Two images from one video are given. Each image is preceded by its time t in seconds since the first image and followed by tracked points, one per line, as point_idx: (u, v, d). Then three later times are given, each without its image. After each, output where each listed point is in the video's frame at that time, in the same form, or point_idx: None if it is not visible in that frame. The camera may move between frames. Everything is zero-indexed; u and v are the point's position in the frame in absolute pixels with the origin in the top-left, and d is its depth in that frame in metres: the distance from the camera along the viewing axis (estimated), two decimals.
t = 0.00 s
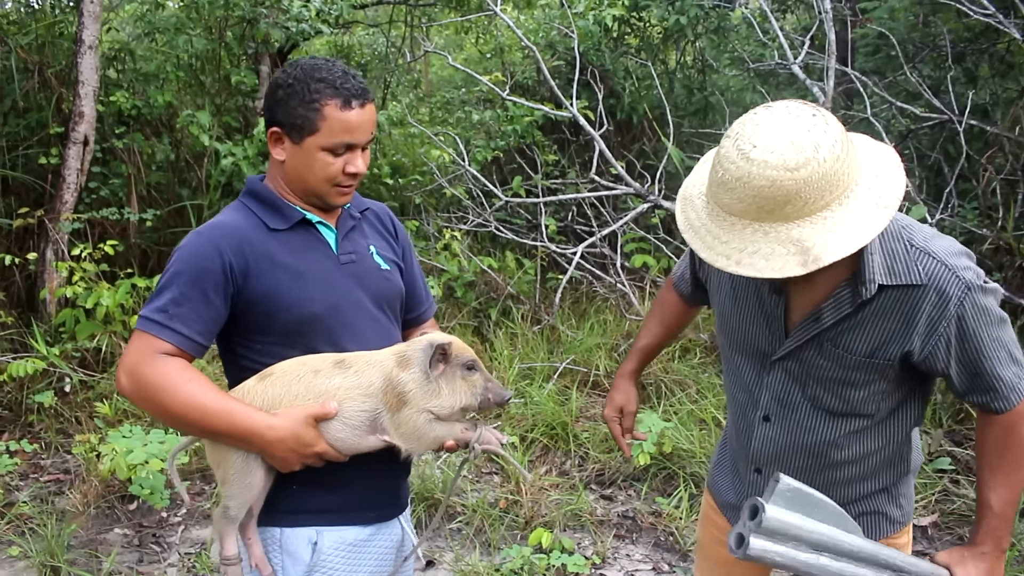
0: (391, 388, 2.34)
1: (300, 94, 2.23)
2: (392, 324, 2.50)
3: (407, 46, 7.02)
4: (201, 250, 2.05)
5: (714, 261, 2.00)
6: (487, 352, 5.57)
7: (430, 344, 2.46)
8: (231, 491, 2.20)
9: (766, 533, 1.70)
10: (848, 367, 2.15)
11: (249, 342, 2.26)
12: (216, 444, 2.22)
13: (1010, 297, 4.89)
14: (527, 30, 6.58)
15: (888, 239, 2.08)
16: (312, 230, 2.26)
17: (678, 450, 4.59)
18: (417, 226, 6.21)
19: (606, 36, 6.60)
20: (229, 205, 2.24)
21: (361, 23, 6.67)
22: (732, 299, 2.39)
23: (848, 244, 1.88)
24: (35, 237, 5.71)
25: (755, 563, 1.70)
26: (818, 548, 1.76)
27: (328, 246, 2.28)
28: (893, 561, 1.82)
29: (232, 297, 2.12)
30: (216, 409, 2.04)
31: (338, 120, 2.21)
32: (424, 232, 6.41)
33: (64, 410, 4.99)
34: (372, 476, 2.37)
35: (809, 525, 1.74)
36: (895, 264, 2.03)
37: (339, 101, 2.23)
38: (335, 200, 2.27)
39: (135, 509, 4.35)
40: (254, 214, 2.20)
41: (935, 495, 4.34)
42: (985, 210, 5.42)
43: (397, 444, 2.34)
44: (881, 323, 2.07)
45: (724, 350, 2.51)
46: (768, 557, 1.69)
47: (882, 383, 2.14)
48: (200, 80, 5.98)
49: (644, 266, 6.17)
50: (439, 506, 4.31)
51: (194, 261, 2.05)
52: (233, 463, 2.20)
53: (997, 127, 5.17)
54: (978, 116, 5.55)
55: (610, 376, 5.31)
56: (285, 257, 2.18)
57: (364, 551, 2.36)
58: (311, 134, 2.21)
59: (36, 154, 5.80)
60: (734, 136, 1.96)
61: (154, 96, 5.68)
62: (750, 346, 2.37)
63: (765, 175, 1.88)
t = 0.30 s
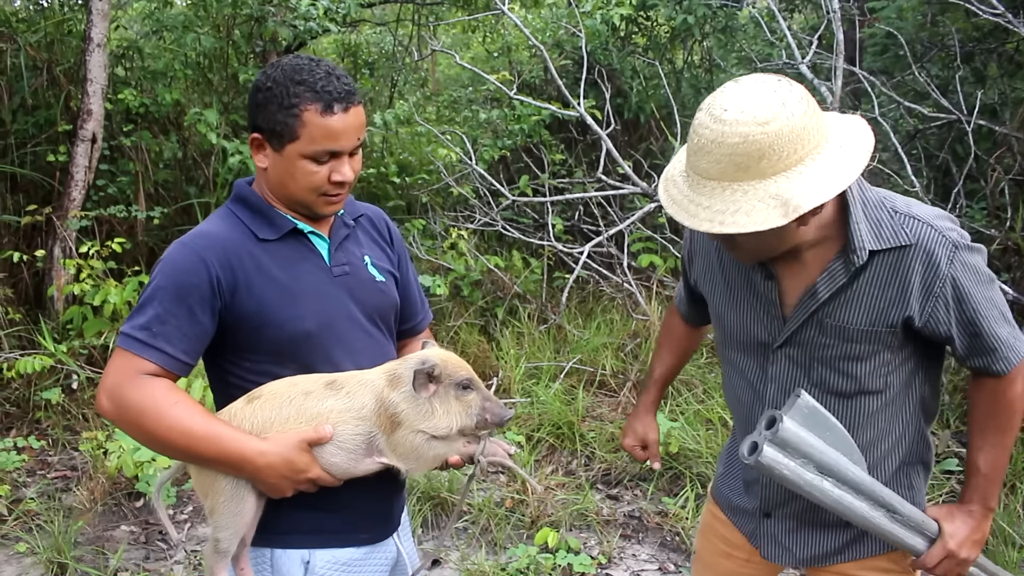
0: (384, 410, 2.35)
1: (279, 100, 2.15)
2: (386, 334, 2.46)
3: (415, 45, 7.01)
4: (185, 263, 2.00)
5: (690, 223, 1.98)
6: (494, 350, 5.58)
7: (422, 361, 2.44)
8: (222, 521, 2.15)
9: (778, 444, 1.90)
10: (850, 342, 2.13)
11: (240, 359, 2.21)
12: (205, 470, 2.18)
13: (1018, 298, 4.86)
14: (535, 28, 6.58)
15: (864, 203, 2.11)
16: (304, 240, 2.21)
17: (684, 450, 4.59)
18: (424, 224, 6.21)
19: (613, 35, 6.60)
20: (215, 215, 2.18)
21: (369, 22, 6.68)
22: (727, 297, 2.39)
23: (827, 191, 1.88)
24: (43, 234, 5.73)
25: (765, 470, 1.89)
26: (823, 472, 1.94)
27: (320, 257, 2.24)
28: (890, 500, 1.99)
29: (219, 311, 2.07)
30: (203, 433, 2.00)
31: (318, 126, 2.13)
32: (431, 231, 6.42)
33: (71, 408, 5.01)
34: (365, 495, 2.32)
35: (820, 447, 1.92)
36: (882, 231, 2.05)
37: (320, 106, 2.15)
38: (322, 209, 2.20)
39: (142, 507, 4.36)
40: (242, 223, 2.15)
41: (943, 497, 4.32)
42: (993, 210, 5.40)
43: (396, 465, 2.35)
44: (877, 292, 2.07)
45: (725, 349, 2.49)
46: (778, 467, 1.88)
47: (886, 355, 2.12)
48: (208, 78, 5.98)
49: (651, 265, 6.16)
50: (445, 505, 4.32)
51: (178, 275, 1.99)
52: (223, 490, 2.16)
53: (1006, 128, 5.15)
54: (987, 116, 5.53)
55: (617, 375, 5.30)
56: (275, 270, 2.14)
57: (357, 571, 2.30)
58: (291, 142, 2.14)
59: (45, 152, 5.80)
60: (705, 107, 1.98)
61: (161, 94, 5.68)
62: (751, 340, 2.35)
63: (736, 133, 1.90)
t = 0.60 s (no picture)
0: (379, 396, 2.29)
1: (280, 102, 2.15)
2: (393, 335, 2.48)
3: (419, 44, 7.00)
4: (189, 265, 2.01)
5: (640, 204, 2.14)
6: (497, 350, 5.57)
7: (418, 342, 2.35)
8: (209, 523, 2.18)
9: (765, 418, 1.88)
10: (805, 323, 2.19)
11: (245, 361, 2.21)
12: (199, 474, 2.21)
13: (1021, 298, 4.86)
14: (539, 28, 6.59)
15: (803, 195, 2.22)
16: (309, 239, 2.22)
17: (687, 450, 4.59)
18: (428, 224, 6.21)
19: (617, 35, 6.60)
20: (220, 216, 2.19)
21: (372, 22, 6.68)
22: (694, 307, 2.46)
23: (761, 162, 2.07)
24: (46, 233, 5.73)
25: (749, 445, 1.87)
26: (807, 450, 1.94)
27: (326, 258, 2.24)
28: (873, 480, 1.99)
29: (223, 314, 2.08)
30: (206, 440, 1.99)
31: (321, 127, 2.12)
32: (434, 230, 6.42)
33: (74, 406, 5.01)
34: (370, 500, 2.31)
35: (804, 423, 1.92)
36: (817, 214, 2.17)
37: (322, 106, 2.14)
38: (329, 209, 2.20)
39: (145, 505, 4.36)
40: (247, 224, 2.16)
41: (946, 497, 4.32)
42: (997, 210, 5.40)
43: (400, 450, 2.32)
44: (821, 269, 2.16)
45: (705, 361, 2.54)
46: (762, 441, 1.87)
47: (842, 334, 2.16)
48: (211, 77, 5.99)
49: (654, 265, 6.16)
50: (448, 504, 4.32)
51: (181, 277, 2.00)
52: (217, 494, 2.18)
53: (1009, 128, 5.15)
54: (991, 116, 5.52)
55: (620, 374, 5.30)
56: (281, 270, 2.14)
57: None
58: (295, 144, 2.14)
59: (48, 151, 5.81)
60: (651, 107, 2.22)
61: (164, 93, 5.68)
62: (721, 342, 2.41)
63: (679, 118, 2.12)
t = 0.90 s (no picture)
0: (383, 369, 2.33)
1: (283, 97, 2.22)
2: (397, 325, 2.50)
3: (418, 44, 6.99)
4: (199, 250, 2.04)
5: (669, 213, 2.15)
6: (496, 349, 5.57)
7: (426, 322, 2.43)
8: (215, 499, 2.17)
9: (707, 482, 1.90)
10: (823, 376, 2.23)
11: (251, 346, 2.23)
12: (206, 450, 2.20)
13: (1020, 297, 4.86)
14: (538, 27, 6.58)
15: (833, 243, 2.23)
16: (314, 228, 2.25)
17: (686, 449, 4.59)
18: (427, 223, 6.21)
19: (617, 33, 6.59)
20: (229, 206, 2.23)
21: (371, 21, 6.67)
22: (722, 336, 2.52)
23: (798, 195, 2.07)
24: (45, 233, 5.73)
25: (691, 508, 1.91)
26: (761, 509, 1.96)
27: (332, 246, 2.27)
28: (838, 537, 2.02)
29: (231, 297, 2.11)
30: (212, 416, 2.02)
31: (326, 115, 2.20)
32: (434, 230, 6.42)
33: (74, 406, 5.02)
34: (380, 488, 2.33)
35: (752, 484, 1.94)
36: (844, 268, 2.18)
37: (324, 96, 2.22)
38: (341, 196, 2.26)
39: (145, 505, 4.36)
40: (255, 214, 2.19)
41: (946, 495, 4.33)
42: (996, 209, 5.40)
43: (403, 424, 2.33)
44: (844, 326, 2.18)
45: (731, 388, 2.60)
46: (705, 504, 1.90)
47: (860, 391, 2.20)
48: (211, 77, 5.99)
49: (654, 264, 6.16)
50: (447, 504, 4.32)
51: (192, 262, 2.04)
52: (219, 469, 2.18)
53: (1008, 127, 5.16)
54: (990, 115, 5.53)
55: (620, 373, 5.30)
56: (288, 257, 2.18)
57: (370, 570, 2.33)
58: (302, 135, 2.20)
59: (47, 150, 5.80)
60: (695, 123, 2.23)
61: (164, 93, 5.68)
62: (743, 376, 2.48)
63: (723, 136, 2.13)
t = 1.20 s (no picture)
0: (398, 359, 2.34)
1: (291, 90, 2.24)
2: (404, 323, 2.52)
3: (418, 43, 7.00)
4: (217, 242, 2.04)
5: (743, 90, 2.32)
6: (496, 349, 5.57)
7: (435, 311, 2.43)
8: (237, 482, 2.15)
9: (702, 409, 2.02)
10: (852, 315, 2.22)
11: (264, 335, 2.23)
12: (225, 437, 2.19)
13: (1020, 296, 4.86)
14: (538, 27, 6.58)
15: (902, 176, 2.24)
16: (326, 221, 2.27)
17: (686, 448, 4.60)
18: (427, 222, 6.21)
19: (617, 33, 6.58)
20: (242, 203, 2.22)
21: (371, 20, 6.66)
22: (762, 253, 2.61)
23: (861, 98, 2.13)
24: (45, 231, 5.73)
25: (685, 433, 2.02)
26: (753, 445, 2.04)
27: (343, 239, 2.29)
28: (834, 488, 2.05)
29: (249, 288, 2.10)
30: (234, 403, 2.00)
31: (336, 106, 2.22)
32: (433, 229, 6.42)
33: (74, 405, 5.02)
34: (390, 474, 2.32)
35: (746, 419, 2.03)
36: (901, 211, 2.13)
37: (330, 88, 2.25)
38: (350, 185, 2.29)
39: (144, 504, 4.36)
40: (268, 208, 2.19)
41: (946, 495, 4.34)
42: (996, 209, 5.40)
43: (416, 410, 2.33)
44: (886, 269, 2.16)
45: (760, 312, 2.66)
46: (696, 431, 2.00)
47: (886, 338, 2.18)
48: (211, 76, 5.99)
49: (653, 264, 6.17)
50: (447, 503, 4.32)
51: (210, 253, 2.03)
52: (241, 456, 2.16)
53: (1008, 127, 5.16)
54: (990, 114, 5.53)
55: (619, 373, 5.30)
56: (304, 247, 2.18)
57: (379, 560, 2.32)
58: (312, 127, 2.21)
59: (47, 149, 5.80)
60: (798, 22, 2.37)
61: (164, 91, 5.68)
62: (776, 299, 2.52)
63: (817, 34, 2.25)
